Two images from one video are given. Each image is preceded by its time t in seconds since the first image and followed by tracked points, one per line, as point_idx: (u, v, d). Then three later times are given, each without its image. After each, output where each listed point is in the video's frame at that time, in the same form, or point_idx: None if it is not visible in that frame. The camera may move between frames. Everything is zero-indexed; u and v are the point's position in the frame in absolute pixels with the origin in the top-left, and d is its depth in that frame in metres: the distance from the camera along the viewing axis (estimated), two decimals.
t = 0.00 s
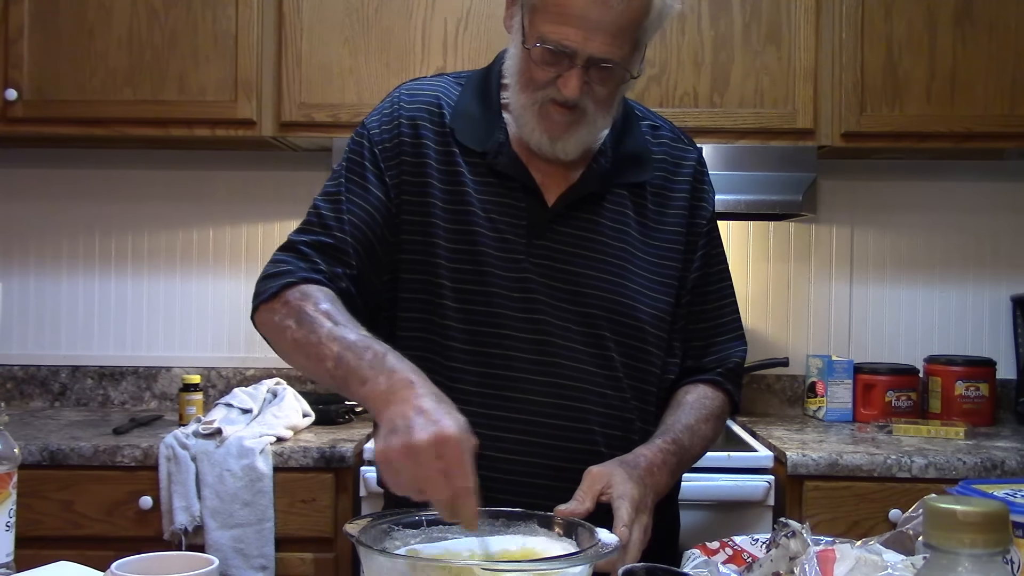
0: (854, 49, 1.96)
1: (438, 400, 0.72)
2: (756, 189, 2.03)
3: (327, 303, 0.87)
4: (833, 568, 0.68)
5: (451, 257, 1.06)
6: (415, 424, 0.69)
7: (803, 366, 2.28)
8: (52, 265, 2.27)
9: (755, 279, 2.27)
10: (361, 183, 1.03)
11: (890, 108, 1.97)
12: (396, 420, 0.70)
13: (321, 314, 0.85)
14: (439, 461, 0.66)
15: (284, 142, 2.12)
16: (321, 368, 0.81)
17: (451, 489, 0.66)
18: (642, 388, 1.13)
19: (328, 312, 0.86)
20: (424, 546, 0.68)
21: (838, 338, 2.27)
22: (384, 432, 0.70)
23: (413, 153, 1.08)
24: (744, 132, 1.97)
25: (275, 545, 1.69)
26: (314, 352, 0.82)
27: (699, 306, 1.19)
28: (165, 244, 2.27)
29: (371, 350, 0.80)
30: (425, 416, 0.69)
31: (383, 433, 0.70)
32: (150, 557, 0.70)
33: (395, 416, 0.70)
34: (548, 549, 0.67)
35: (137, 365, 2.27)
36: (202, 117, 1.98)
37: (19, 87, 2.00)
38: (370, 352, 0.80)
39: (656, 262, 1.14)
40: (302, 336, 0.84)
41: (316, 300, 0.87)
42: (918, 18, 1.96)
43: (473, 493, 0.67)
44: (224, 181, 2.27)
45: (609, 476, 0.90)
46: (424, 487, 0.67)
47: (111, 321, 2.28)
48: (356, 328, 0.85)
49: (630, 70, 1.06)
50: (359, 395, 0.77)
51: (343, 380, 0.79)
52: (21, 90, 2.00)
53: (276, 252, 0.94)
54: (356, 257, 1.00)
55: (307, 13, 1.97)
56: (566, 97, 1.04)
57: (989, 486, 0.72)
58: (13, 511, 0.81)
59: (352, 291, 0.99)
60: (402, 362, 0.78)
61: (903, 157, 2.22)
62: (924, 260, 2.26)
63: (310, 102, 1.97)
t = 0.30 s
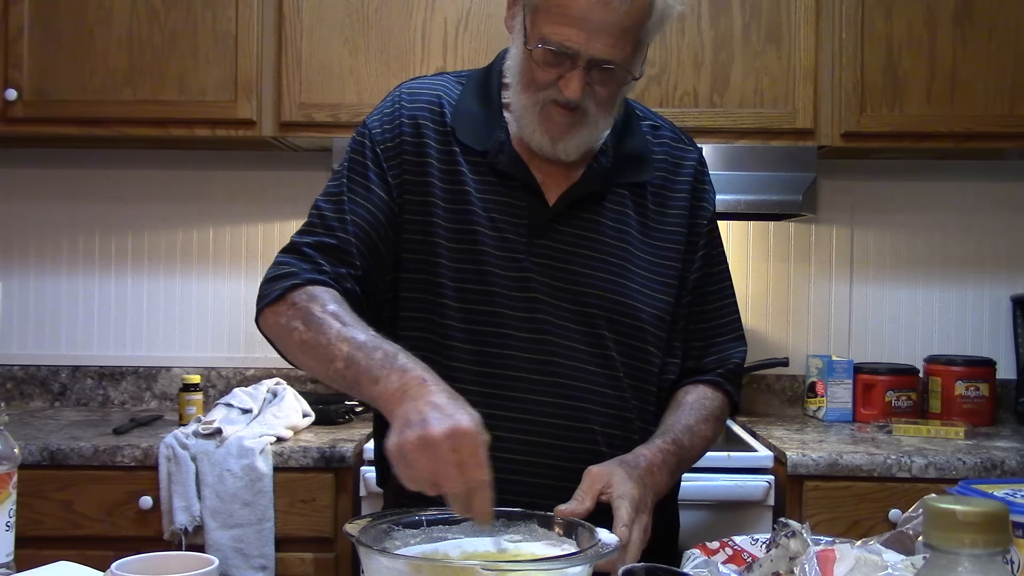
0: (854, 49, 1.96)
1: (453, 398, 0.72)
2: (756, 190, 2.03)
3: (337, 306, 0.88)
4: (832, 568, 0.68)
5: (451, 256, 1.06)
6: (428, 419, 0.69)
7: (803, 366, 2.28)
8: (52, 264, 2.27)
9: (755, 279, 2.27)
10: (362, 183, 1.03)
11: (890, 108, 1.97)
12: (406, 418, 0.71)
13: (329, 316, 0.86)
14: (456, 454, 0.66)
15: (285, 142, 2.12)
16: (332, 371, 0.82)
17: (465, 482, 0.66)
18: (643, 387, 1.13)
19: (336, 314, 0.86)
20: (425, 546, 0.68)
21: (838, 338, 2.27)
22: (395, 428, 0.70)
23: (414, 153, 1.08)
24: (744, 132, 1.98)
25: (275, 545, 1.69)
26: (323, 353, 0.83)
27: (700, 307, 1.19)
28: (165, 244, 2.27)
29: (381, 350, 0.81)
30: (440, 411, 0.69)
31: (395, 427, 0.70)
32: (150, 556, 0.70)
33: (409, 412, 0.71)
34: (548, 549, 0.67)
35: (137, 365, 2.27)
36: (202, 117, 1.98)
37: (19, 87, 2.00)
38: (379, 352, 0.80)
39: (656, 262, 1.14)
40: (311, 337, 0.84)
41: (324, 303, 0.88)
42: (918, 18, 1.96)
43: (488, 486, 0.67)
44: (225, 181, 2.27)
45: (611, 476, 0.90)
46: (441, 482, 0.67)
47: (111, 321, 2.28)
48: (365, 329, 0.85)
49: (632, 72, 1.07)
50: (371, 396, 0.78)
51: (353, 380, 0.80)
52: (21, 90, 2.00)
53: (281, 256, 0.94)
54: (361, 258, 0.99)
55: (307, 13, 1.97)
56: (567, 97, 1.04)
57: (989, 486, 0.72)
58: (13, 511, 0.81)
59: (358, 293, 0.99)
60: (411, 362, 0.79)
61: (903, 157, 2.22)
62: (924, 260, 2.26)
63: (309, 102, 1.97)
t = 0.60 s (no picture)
0: (854, 49, 1.96)
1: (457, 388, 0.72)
2: (756, 190, 2.03)
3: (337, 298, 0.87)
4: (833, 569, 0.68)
5: (451, 256, 1.06)
6: (437, 399, 0.69)
7: (803, 366, 2.28)
8: (51, 264, 2.27)
9: (755, 279, 2.27)
10: (362, 182, 1.03)
11: (890, 108, 1.97)
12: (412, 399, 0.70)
13: (329, 308, 0.86)
14: (461, 438, 0.66)
15: (284, 142, 2.12)
16: (331, 358, 0.81)
17: (469, 469, 0.66)
18: (644, 387, 1.13)
19: (336, 306, 0.86)
20: (425, 546, 0.68)
21: (838, 338, 2.27)
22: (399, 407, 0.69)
23: (415, 152, 1.08)
24: (744, 132, 1.98)
25: (275, 545, 1.69)
26: (320, 342, 0.82)
27: (700, 308, 1.19)
28: (165, 244, 2.27)
29: (383, 338, 0.80)
30: (449, 395, 0.69)
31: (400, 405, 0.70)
32: (150, 556, 0.70)
33: (415, 391, 0.71)
34: (548, 550, 0.67)
35: (137, 365, 2.27)
36: (202, 117, 1.98)
37: (19, 87, 2.00)
38: (381, 339, 0.80)
39: (656, 263, 1.14)
40: (309, 327, 0.84)
41: (324, 295, 0.87)
42: (918, 18, 1.96)
43: (492, 476, 0.67)
44: (224, 181, 2.27)
45: (612, 476, 0.90)
46: (444, 466, 0.66)
47: (111, 320, 2.28)
48: (365, 321, 0.85)
49: (633, 72, 1.06)
50: (370, 378, 0.77)
51: (351, 366, 0.79)
52: (20, 90, 2.00)
53: (279, 252, 0.94)
54: (360, 254, 0.99)
55: (307, 13, 1.97)
56: (567, 98, 1.04)
57: (989, 486, 0.72)
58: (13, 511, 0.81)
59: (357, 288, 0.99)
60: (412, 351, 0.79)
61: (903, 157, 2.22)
62: (924, 260, 2.26)
63: (309, 102, 1.97)
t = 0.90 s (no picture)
0: (854, 49, 1.96)
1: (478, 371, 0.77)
2: (756, 189, 2.03)
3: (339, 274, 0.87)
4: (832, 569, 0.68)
5: (452, 253, 1.06)
6: (477, 378, 0.74)
7: (803, 366, 2.28)
8: (52, 264, 2.27)
9: (755, 279, 2.27)
10: (365, 169, 1.02)
11: (890, 108, 1.97)
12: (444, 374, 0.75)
13: (332, 281, 0.86)
14: (496, 412, 0.71)
15: (284, 142, 2.12)
16: (333, 326, 0.81)
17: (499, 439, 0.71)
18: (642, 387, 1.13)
19: (339, 281, 0.86)
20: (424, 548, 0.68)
21: (838, 338, 2.27)
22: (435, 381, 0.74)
23: (417, 146, 1.08)
24: (744, 132, 1.98)
25: (275, 545, 1.69)
26: (321, 312, 0.82)
27: (699, 310, 1.19)
28: (165, 244, 2.27)
29: (388, 317, 0.82)
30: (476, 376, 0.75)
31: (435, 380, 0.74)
32: (150, 556, 0.70)
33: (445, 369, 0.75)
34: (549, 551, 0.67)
35: (137, 366, 2.27)
36: (202, 117, 1.98)
37: (19, 87, 2.00)
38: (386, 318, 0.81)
39: (655, 263, 1.14)
40: (311, 295, 0.83)
41: (326, 268, 0.87)
42: (917, 17, 1.96)
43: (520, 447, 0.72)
44: (224, 181, 2.27)
45: (612, 476, 0.90)
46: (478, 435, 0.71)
47: (111, 320, 2.28)
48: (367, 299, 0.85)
49: (639, 76, 1.06)
50: (374, 347, 0.79)
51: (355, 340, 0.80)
52: (21, 90, 2.00)
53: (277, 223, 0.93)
54: (361, 242, 0.98)
55: (307, 13, 1.97)
56: (573, 101, 1.04)
57: (989, 486, 0.72)
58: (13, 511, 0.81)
59: (353, 273, 0.98)
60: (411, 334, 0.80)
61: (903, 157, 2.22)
62: (924, 260, 2.26)
63: (309, 102, 1.97)
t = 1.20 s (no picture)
0: (854, 48, 1.96)
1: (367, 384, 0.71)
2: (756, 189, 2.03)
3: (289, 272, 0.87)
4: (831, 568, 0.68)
5: (454, 251, 1.06)
6: (353, 397, 0.68)
7: (803, 366, 2.28)
8: (51, 264, 2.27)
9: (755, 279, 2.27)
10: (352, 165, 1.04)
11: (890, 108, 1.97)
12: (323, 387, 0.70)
13: (280, 277, 0.86)
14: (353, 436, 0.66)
15: (284, 142, 2.12)
16: (266, 325, 0.81)
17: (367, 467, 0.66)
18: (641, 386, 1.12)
19: (289, 279, 0.86)
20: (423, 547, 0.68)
21: (838, 338, 2.27)
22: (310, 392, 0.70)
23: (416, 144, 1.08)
24: (744, 132, 1.98)
25: (275, 545, 1.69)
26: (262, 310, 0.82)
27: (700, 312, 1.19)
28: (165, 244, 2.27)
29: (321, 321, 0.80)
30: (363, 395, 0.69)
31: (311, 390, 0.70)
32: (150, 556, 0.70)
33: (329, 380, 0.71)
34: (547, 551, 0.67)
35: (138, 365, 2.27)
36: (203, 117, 1.98)
37: (19, 87, 2.00)
38: (318, 321, 0.80)
39: (656, 264, 1.14)
40: (257, 290, 0.84)
41: (279, 264, 0.88)
42: (918, 17, 1.96)
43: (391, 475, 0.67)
44: (224, 180, 2.27)
45: (607, 476, 0.90)
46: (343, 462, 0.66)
47: (111, 319, 2.28)
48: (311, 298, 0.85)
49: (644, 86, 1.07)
50: (295, 354, 0.77)
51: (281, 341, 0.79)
52: (21, 90, 2.00)
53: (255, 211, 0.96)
54: (335, 236, 1.00)
55: (307, 13, 1.97)
56: (576, 103, 1.04)
57: (989, 486, 0.72)
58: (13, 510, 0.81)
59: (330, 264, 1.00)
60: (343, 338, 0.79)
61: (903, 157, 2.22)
62: (924, 260, 2.26)
63: (309, 102, 1.97)
